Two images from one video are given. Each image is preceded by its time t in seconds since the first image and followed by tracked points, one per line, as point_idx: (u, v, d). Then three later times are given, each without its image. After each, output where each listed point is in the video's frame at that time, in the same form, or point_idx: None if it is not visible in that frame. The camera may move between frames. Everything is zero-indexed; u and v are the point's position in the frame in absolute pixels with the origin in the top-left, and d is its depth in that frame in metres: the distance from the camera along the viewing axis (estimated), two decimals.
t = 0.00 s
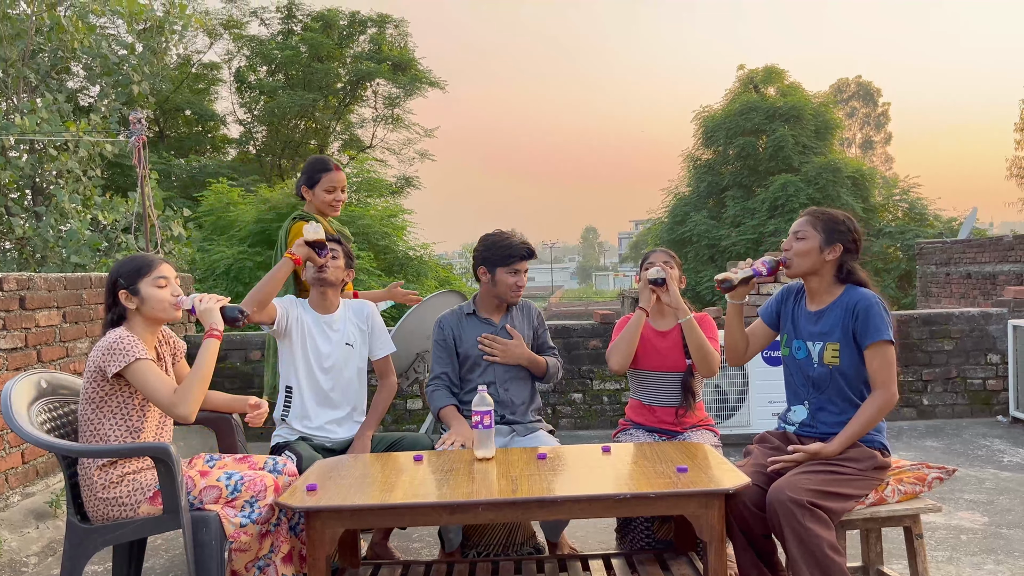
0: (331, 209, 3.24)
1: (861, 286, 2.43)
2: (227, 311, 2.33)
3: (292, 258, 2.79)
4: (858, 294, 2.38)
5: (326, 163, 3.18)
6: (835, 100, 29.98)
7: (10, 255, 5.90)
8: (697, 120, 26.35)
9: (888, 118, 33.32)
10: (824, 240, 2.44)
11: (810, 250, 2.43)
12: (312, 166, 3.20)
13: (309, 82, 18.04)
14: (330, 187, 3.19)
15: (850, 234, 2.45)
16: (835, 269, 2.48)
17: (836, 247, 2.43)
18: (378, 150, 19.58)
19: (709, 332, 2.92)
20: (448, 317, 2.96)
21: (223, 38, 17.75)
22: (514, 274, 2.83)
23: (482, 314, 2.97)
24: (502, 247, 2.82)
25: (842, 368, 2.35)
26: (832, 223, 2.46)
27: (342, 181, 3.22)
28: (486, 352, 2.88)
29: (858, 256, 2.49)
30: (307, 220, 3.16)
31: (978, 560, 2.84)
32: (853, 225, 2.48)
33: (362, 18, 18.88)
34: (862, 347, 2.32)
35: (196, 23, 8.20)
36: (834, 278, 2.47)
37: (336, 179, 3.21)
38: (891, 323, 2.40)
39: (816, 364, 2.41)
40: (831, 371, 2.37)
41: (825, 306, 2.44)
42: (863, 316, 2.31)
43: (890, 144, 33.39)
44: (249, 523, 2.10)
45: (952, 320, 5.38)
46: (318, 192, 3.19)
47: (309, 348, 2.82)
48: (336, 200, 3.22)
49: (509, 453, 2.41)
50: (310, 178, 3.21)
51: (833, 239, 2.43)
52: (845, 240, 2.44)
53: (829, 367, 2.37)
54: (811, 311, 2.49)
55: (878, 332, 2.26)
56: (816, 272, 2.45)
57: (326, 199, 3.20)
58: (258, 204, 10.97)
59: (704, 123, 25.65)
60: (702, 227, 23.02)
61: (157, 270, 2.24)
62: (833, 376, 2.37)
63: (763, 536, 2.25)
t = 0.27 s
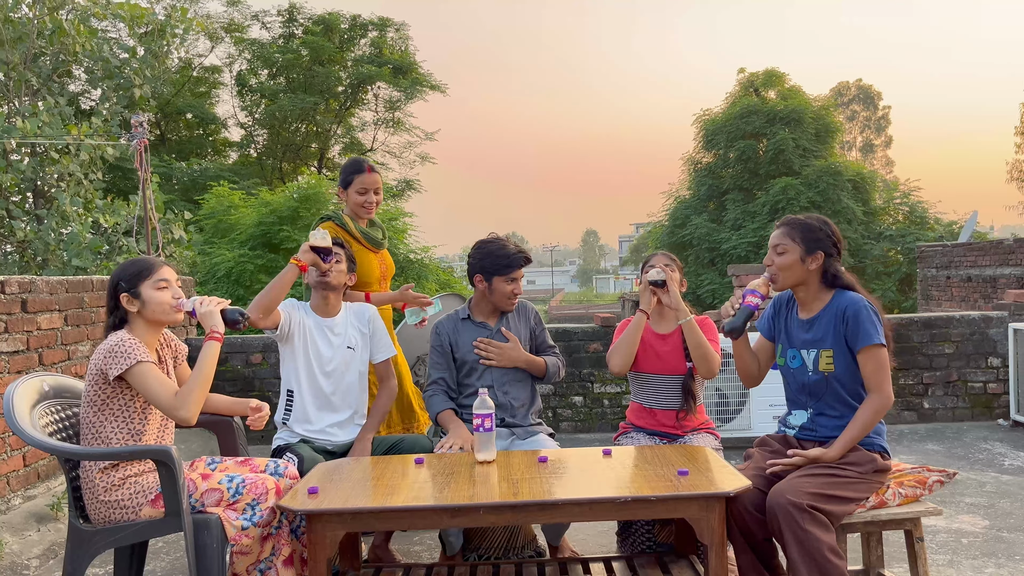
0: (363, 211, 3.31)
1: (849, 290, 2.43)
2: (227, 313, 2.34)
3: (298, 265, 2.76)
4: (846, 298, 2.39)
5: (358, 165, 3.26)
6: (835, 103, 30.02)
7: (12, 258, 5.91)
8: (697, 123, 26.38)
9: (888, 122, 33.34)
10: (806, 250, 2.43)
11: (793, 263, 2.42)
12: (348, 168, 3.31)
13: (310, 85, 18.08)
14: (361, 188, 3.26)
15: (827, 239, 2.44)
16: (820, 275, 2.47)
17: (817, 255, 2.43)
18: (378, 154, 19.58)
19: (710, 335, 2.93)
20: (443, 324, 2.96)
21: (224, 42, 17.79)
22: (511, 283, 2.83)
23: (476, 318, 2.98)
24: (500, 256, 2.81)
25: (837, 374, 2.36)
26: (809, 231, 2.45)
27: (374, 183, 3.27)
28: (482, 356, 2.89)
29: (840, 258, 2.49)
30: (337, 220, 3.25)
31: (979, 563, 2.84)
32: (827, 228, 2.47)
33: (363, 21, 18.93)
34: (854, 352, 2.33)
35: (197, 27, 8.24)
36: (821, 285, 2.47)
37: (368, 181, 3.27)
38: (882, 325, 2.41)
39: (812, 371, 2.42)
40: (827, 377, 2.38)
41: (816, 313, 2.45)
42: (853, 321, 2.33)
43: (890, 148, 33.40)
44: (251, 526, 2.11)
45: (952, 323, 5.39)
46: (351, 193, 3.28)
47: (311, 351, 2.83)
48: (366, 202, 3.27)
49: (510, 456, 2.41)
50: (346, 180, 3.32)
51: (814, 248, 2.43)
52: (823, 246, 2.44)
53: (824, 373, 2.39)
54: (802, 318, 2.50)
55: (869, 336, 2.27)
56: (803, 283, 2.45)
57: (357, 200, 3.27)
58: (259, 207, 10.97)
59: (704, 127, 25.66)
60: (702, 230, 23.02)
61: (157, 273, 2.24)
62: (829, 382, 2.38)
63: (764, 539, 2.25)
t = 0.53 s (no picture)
0: (395, 212, 3.19)
1: (834, 296, 2.43)
2: (227, 312, 2.35)
3: (302, 268, 2.72)
4: (833, 304, 2.39)
5: (393, 165, 3.13)
6: (837, 105, 30.00)
7: (14, 260, 5.92)
8: (698, 126, 26.40)
9: (890, 124, 33.33)
10: (785, 261, 2.41)
11: (774, 276, 2.41)
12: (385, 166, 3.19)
13: (311, 88, 18.11)
14: (394, 190, 3.14)
15: (802, 247, 2.43)
16: (802, 284, 2.46)
17: (797, 264, 2.42)
18: (380, 156, 19.59)
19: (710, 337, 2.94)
20: (445, 325, 2.98)
21: (226, 44, 17.83)
22: (489, 292, 2.81)
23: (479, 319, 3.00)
24: (486, 265, 2.78)
25: (830, 380, 2.37)
26: (784, 242, 2.43)
27: (407, 184, 3.14)
28: (483, 356, 2.91)
29: (820, 262, 2.48)
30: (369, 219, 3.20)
31: (980, 566, 2.84)
32: (801, 236, 2.46)
33: (364, 23, 18.96)
34: (845, 358, 2.33)
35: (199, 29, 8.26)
36: (805, 292, 2.47)
37: (401, 182, 3.14)
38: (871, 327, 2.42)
39: (805, 379, 2.42)
40: (821, 385, 2.38)
41: (805, 322, 2.45)
42: (841, 327, 2.33)
43: (891, 150, 33.36)
44: (252, 527, 2.11)
45: (953, 326, 5.39)
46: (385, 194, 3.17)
47: (312, 354, 2.83)
48: (398, 204, 3.16)
49: (511, 458, 2.42)
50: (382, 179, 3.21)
51: (792, 257, 2.41)
52: (802, 254, 2.42)
53: (818, 381, 2.39)
54: (791, 327, 2.50)
55: (858, 341, 2.28)
56: (786, 293, 2.44)
57: (390, 201, 3.17)
58: (260, 209, 10.99)
59: (705, 129, 25.67)
60: (703, 233, 23.02)
61: (157, 273, 2.25)
62: (823, 389, 2.39)
63: (765, 542, 2.26)
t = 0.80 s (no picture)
0: (416, 209, 3.15)
1: (829, 297, 2.43)
2: (226, 308, 2.35)
3: (309, 274, 2.73)
4: (829, 307, 2.38)
5: (416, 163, 3.05)
6: (838, 106, 29.99)
7: (15, 260, 5.92)
8: (699, 127, 26.39)
9: (891, 125, 33.31)
10: (779, 265, 2.40)
11: (770, 281, 2.39)
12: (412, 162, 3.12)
13: (312, 88, 18.11)
14: (415, 189, 3.08)
15: (792, 250, 2.42)
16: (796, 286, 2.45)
17: (791, 267, 2.41)
18: (381, 156, 19.59)
19: (712, 338, 2.93)
20: (451, 323, 2.97)
21: (227, 45, 17.84)
22: (485, 293, 2.80)
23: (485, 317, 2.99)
24: (486, 266, 2.77)
25: (830, 384, 2.36)
26: (774, 247, 2.41)
27: (430, 183, 3.06)
28: (489, 352, 2.90)
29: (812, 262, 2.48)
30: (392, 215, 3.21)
31: (982, 567, 2.83)
32: (789, 238, 2.45)
33: (365, 24, 18.97)
34: (843, 361, 2.33)
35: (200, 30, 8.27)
36: (801, 294, 2.46)
37: (425, 180, 3.06)
38: (867, 327, 2.41)
39: (804, 383, 2.41)
40: (820, 389, 2.38)
41: (801, 326, 2.44)
42: (838, 330, 2.32)
43: (893, 151, 33.31)
44: (253, 527, 2.11)
45: (955, 326, 5.38)
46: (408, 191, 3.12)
47: (312, 356, 2.82)
48: (419, 203, 3.11)
49: (512, 458, 2.41)
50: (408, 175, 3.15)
51: (784, 262, 2.40)
52: (793, 257, 2.41)
53: (817, 385, 2.38)
54: (788, 332, 2.49)
55: (856, 343, 2.27)
56: (783, 297, 2.43)
57: (414, 198, 3.12)
58: (261, 210, 10.99)
59: (707, 130, 25.66)
60: (704, 234, 23.01)
61: (156, 272, 2.25)
62: (823, 392, 2.38)
63: (766, 542, 2.25)
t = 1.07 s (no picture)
0: (435, 224, 3.03)
1: (825, 298, 2.42)
2: (225, 303, 2.35)
3: (315, 291, 2.74)
4: (825, 307, 2.37)
5: (442, 177, 2.94)
6: (839, 105, 29.98)
7: (16, 259, 5.92)
8: (700, 126, 26.38)
9: (892, 124, 33.28)
10: (772, 266, 2.39)
11: (764, 282, 2.39)
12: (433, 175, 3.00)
13: (313, 87, 18.11)
14: (438, 204, 2.97)
15: (786, 250, 2.42)
16: (793, 286, 2.44)
17: (785, 267, 2.41)
18: (382, 155, 19.59)
19: (713, 338, 2.93)
20: (458, 317, 2.98)
21: (228, 44, 17.84)
22: (491, 285, 2.81)
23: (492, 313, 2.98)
24: (492, 260, 2.76)
25: (827, 385, 2.36)
26: (767, 248, 2.41)
27: (453, 198, 2.96)
28: (494, 348, 2.89)
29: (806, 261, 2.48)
30: (409, 226, 3.07)
31: (983, 566, 2.83)
32: (782, 237, 2.44)
33: (366, 23, 18.97)
34: (841, 361, 2.32)
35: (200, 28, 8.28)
36: (797, 295, 2.45)
37: (447, 196, 2.96)
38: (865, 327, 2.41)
39: (803, 384, 2.41)
40: (818, 390, 2.37)
41: (797, 327, 2.44)
42: (835, 330, 2.32)
43: (894, 150, 33.26)
44: (254, 526, 2.11)
45: (956, 326, 5.37)
46: (429, 205, 3.00)
47: (310, 357, 2.81)
48: (440, 218, 2.99)
49: (513, 457, 2.41)
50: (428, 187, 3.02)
51: (778, 263, 2.40)
52: (787, 256, 2.41)
53: (815, 386, 2.38)
54: (784, 334, 2.49)
55: (852, 344, 2.26)
56: (778, 298, 2.43)
57: (432, 213, 3.00)
58: (262, 209, 10.98)
59: (708, 129, 25.64)
60: (704, 233, 23.00)
61: (154, 271, 2.25)
62: (821, 393, 2.38)
63: (766, 542, 2.25)
